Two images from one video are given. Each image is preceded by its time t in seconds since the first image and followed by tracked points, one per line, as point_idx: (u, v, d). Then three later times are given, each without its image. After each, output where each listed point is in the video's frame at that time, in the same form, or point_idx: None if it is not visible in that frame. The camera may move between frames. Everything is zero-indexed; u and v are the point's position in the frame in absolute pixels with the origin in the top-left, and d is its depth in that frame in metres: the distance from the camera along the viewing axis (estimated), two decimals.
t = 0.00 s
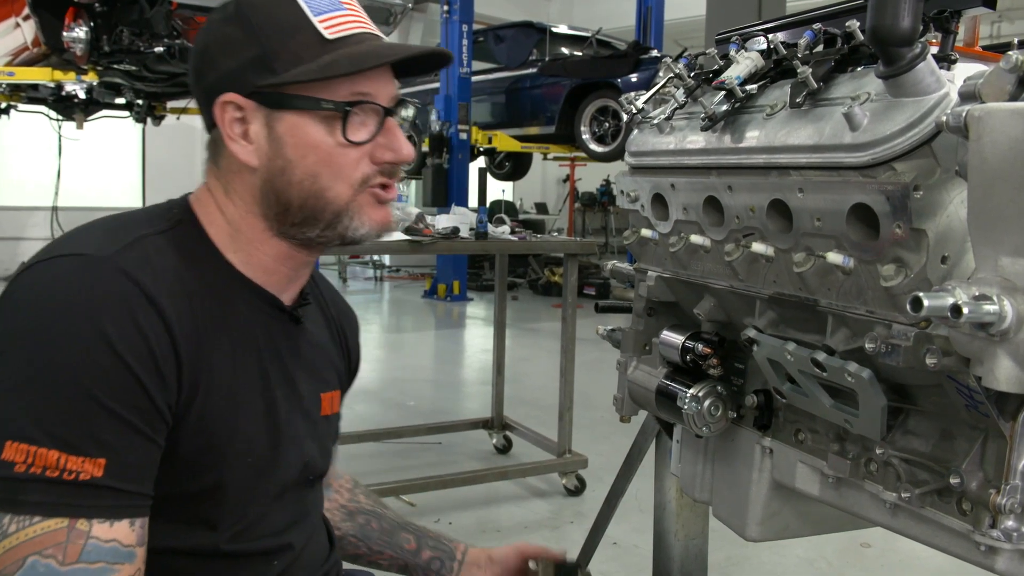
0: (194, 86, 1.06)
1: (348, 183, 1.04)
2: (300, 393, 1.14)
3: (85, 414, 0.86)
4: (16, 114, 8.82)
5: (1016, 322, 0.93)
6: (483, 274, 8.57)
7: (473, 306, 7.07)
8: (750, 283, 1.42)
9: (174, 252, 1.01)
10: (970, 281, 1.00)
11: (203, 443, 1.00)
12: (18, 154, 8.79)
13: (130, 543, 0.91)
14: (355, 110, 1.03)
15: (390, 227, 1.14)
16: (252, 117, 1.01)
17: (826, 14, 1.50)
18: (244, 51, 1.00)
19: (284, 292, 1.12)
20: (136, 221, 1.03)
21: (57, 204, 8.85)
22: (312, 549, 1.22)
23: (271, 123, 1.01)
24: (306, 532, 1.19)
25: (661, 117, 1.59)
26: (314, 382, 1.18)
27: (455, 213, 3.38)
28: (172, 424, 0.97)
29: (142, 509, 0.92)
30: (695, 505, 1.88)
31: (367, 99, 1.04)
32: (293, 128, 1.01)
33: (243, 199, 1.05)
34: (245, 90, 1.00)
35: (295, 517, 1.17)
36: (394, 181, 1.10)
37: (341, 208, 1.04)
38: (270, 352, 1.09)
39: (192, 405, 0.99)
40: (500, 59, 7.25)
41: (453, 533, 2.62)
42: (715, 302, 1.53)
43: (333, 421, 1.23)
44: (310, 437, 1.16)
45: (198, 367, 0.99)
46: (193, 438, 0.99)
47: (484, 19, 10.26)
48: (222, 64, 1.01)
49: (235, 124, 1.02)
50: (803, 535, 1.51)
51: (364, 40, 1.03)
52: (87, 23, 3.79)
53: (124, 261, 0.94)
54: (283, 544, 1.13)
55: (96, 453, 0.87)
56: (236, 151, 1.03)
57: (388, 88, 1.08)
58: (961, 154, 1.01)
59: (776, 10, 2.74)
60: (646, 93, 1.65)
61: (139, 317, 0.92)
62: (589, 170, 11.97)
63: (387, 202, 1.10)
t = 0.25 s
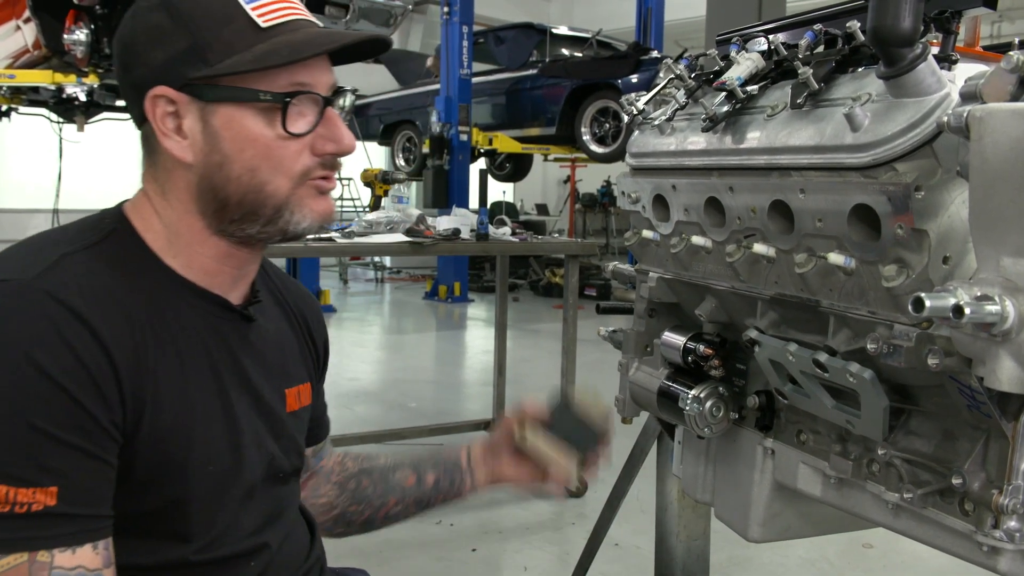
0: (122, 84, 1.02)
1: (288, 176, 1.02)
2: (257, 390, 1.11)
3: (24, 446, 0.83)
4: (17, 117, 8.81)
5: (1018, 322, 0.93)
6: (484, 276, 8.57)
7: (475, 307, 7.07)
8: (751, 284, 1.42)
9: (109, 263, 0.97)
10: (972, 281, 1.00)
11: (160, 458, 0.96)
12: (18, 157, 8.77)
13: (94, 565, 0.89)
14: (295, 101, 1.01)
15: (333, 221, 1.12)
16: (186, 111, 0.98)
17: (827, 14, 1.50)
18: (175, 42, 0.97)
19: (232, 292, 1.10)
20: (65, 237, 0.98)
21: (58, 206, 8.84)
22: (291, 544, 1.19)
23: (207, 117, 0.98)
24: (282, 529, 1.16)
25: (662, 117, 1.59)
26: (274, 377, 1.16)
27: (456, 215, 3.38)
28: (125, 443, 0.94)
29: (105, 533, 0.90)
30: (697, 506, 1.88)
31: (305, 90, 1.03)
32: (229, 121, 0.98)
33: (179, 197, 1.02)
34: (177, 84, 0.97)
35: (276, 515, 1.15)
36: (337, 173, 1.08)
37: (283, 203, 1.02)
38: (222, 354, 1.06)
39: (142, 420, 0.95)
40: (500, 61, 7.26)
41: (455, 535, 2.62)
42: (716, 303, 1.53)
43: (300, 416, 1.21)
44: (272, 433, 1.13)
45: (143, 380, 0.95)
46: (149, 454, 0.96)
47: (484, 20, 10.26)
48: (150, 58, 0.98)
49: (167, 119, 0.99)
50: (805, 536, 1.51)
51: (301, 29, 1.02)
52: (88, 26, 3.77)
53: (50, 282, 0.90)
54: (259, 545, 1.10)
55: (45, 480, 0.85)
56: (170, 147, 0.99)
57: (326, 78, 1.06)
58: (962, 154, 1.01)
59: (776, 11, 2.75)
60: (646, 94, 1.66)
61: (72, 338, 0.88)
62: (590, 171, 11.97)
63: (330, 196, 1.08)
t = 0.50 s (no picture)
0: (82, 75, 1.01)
1: (253, 170, 1.01)
2: (230, 389, 1.10)
3: None
4: (16, 116, 8.81)
5: (1017, 323, 0.94)
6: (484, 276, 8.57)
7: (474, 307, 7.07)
8: (750, 284, 1.42)
9: (67, 275, 0.96)
10: (970, 282, 1.00)
11: (127, 468, 0.96)
12: (17, 157, 8.77)
13: None
14: (261, 94, 1.01)
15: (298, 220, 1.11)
16: (147, 102, 0.98)
17: (827, 15, 1.50)
18: (137, 31, 0.96)
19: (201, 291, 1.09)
20: (19, 248, 0.98)
21: (58, 206, 8.85)
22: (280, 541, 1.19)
23: (169, 108, 0.98)
24: (269, 527, 1.16)
25: (661, 118, 1.60)
26: (251, 369, 1.14)
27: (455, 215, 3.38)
28: (89, 457, 0.94)
29: (79, 547, 0.89)
30: (696, 506, 1.88)
31: (272, 82, 1.03)
32: (192, 112, 0.98)
33: (142, 191, 1.01)
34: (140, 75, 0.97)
35: (263, 512, 1.15)
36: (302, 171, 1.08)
37: (247, 198, 1.01)
38: (188, 354, 1.05)
39: (104, 432, 0.94)
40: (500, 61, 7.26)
41: (454, 535, 2.62)
42: (716, 303, 1.53)
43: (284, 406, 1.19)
44: (252, 430, 1.12)
45: (102, 391, 0.94)
46: (115, 465, 0.95)
47: (484, 20, 10.27)
48: (110, 47, 0.97)
49: (128, 110, 0.98)
50: (804, 536, 1.51)
51: (268, 21, 1.02)
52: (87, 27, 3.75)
53: None
54: (244, 545, 1.10)
55: (9, 502, 0.85)
56: (130, 139, 0.98)
57: (293, 71, 1.06)
58: (961, 155, 1.01)
59: (776, 12, 2.75)
60: (645, 95, 1.65)
61: (21, 357, 0.87)
62: (590, 172, 11.98)
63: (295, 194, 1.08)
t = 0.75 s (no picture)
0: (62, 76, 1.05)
1: (227, 173, 1.06)
2: (213, 389, 1.13)
3: None
4: (19, 116, 8.82)
5: (1021, 322, 0.93)
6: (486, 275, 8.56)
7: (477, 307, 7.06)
8: (753, 284, 1.42)
9: (44, 286, 0.99)
10: (974, 281, 1.00)
11: (107, 475, 0.99)
12: (19, 156, 8.77)
13: None
14: (236, 95, 1.05)
15: (274, 220, 1.16)
16: (121, 100, 1.02)
17: (831, 14, 1.50)
18: (112, 26, 0.99)
19: (183, 289, 1.14)
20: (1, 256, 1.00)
21: (59, 205, 8.85)
22: (276, 536, 1.22)
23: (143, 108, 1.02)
24: (261, 524, 1.19)
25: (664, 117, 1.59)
26: (238, 367, 1.18)
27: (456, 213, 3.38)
28: (69, 465, 0.97)
29: (59, 557, 0.92)
30: (698, 504, 1.89)
31: (247, 81, 1.07)
32: (166, 112, 1.02)
33: (119, 190, 1.06)
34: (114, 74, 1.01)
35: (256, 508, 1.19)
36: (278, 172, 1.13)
37: (222, 201, 1.06)
38: (169, 355, 1.08)
39: (81, 441, 0.97)
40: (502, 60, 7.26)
41: (455, 533, 2.62)
42: (719, 302, 1.53)
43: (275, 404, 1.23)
44: (238, 428, 1.17)
45: (78, 402, 0.97)
46: (95, 473, 0.98)
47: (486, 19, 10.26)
48: (83, 40, 1.00)
49: (102, 108, 1.03)
50: (806, 536, 1.51)
51: (245, 19, 1.05)
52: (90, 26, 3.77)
53: None
54: (233, 544, 1.13)
55: None
56: (105, 136, 1.03)
57: (272, 69, 1.10)
58: (965, 154, 1.01)
59: (779, 10, 2.75)
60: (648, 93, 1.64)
61: None
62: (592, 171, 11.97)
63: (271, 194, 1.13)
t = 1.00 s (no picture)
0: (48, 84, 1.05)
1: (219, 181, 1.07)
2: (205, 395, 1.13)
3: None
4: (17, 117, 8.82)
5: (1019, 322, 0.93)
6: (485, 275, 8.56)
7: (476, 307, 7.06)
8: (751, 284, 1.42)
9: (32, 297, 0.99)
10: (972, 280, 1.00)
11: (96, 487, 0.99)
12: (18, 157, 8.77)
13: None
14: (225, 104, 1.05)
15: (267, 224, 1.17)
16: (107, 109, 1.02)
17: (828, 14, 1.50)
18: (97, 34, 0.99)
19: (174, 296, 1.14)
20: None
21: (58, 206, 8.84)
22: (272, 537, 1.23)
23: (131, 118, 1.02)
24: (256, 526, 1.20)
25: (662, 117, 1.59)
26: (231, 370, 1.18)
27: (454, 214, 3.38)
28: (58, 478, 0.97)
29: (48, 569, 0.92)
30: (697, 504, 1.89)
31: (236, 89, 1.07)
32: (153, 122, 1.02)
33: (107, 199, 1.06)
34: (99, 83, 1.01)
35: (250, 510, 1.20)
36: (270, 178, 1.14)
37: (214, 210, 1.07)
38: (158, 363, 1.08)
39: (69, 454, 0.97)
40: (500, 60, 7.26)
41: (454, 534, 2.62)
42: (717, 303, 1.53)
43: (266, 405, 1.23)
44: (231, 432, 1.17)
45: (65, 415, 0.97)
46: (84, 484, 0.98)
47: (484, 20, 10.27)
48: (67, 48, 1.01)
49: (87, 118, 1.03)
50: (805, 535, 1.51)
51: (233, 27, 1.05)
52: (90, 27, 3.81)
53: None
54: (227, 548, 1.14)
55: None
56: (91, 147, 1.03)
57: (261, 77, 1.10)
58: (962, 153, 1.01)
59: (777, 10, 2.75)
60: (646, 94, 1.65)
61: None
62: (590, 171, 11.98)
63: (263, 200, 1.14)
